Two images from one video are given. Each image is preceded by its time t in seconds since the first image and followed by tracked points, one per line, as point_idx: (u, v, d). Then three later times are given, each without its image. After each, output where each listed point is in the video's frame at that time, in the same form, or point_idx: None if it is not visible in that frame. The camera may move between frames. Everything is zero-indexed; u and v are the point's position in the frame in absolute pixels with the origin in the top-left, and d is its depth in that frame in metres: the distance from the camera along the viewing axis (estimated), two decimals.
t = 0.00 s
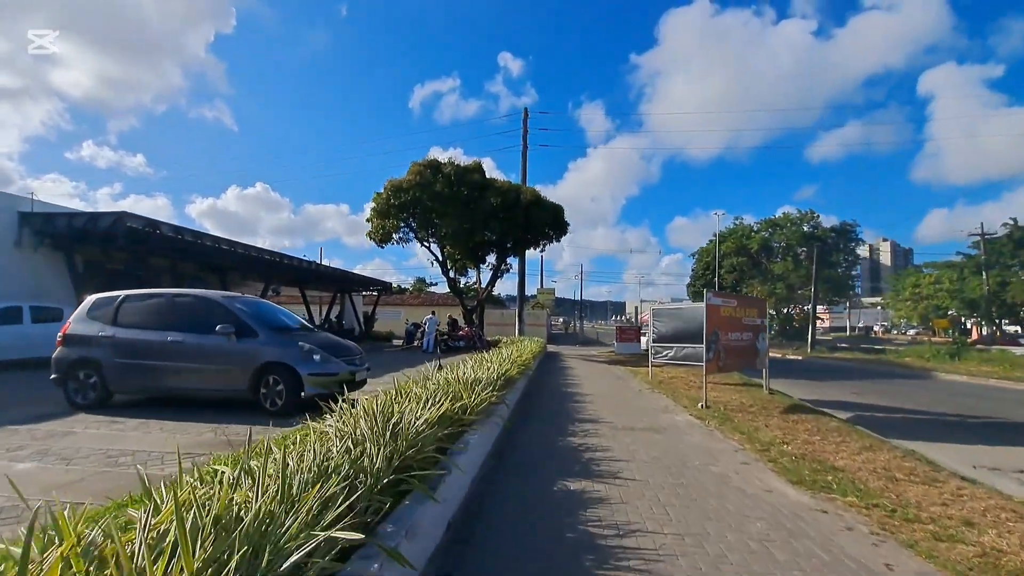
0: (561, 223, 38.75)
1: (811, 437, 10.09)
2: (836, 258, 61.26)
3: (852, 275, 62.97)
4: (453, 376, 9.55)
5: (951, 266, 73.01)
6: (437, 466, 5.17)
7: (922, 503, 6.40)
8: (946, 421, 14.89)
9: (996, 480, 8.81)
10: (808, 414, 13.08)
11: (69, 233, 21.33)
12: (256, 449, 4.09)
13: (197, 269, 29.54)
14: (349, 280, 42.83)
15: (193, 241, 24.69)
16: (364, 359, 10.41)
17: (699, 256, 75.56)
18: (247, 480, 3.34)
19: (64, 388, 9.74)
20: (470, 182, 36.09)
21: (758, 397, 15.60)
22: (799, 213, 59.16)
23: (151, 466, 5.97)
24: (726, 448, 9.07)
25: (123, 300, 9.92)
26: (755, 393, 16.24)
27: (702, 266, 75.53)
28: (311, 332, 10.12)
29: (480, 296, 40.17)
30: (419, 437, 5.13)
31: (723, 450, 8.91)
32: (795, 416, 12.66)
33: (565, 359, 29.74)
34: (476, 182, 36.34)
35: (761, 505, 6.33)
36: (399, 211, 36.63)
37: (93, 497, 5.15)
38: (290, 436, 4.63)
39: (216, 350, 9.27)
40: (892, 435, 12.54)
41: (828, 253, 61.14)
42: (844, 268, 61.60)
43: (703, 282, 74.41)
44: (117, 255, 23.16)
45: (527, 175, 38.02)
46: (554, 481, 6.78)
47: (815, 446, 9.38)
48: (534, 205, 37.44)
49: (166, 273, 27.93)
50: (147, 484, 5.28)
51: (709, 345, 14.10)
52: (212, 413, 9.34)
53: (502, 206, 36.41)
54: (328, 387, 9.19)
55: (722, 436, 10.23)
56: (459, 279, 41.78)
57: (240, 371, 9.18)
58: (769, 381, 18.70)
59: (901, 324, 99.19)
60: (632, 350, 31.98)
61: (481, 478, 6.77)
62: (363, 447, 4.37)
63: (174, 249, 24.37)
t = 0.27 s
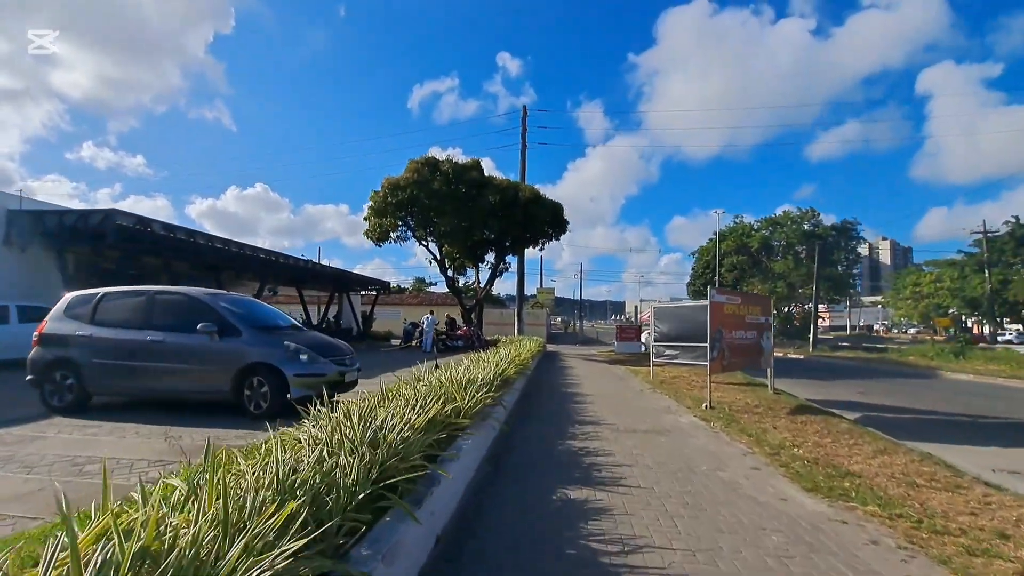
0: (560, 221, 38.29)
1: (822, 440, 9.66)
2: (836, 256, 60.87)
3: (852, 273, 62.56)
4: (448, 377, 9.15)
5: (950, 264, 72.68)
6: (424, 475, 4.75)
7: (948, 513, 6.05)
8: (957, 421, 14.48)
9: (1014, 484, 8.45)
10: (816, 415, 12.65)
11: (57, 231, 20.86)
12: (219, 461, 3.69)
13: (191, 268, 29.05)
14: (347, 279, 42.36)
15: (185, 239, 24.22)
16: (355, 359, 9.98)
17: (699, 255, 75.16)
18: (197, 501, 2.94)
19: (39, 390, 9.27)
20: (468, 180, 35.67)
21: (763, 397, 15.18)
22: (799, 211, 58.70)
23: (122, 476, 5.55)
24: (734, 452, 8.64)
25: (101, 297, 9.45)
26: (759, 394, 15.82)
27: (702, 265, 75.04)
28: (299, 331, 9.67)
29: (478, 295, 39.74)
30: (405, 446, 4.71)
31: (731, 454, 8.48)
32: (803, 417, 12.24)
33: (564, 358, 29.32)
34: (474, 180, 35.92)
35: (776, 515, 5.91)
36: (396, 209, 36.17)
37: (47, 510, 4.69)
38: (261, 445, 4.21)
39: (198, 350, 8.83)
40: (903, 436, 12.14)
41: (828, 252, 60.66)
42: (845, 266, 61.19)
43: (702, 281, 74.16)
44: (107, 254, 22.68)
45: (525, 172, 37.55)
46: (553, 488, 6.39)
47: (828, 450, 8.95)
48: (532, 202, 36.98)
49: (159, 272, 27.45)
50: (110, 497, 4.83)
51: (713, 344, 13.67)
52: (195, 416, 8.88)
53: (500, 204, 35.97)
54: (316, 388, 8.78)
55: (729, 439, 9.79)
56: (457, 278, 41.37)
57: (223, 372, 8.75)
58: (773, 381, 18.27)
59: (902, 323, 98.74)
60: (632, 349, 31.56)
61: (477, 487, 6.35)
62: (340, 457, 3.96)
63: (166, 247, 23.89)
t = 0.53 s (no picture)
0: (559, 219, 37.76)
1: (834, 445, 9.18)
2: (837, 253, 60.37)
3: (854, 271, 62.08)
4: (440, 379, 8.70)
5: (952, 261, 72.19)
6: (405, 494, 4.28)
7: (978, 529, 5.58)
8: (970, 423, 13.98)
9: None
10: (825, 417, 12.18)
11: (44, 231, 20.38)
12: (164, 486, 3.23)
13: (184, 268, 28.55)
14: (344, 279, 41.86)
15: (176, 238, 23.72)
16: (344, 362, 9.48)
17: (700, 253, 74.69)
18: (119, 541, 2.48)
19: (9, 397, 8.81)
20: (466, 177, 35.18)
21: (769, 398, 14.69)
22: (801, 208, 58.18)
23: (77, 495, 5.07)
24: (742, 459, 8.15)
25: (74, 299, 8.96)
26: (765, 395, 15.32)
27: (703, 263, 74.53)
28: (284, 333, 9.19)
29: (477, 295, 39.26)
30: (383, 460, 4.24)
31: (740, 461, 8.00)
32: (812, 419, 11.75)
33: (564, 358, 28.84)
34: (472, 178, 35.42)
35: (790, 530, 5.43)
36: (393, 207, 35.66)
37: None
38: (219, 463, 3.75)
39: (174, 354, 8.35)
40: (917, 438, 11.65)
41: (830, 249, 60.12)
42: (847, 264, 60.69)
43: (703, 280, 73.75)
44: (96, 254, 22.18)
45: (524, 170, 37.03)
46: (550, 503, 5.96)
47: (841, 456, 8.47)
48: (531, 200, 36.46)
49: (151, 272, 26.96)
50: (57, 520, 4.36)
51: (718, 343, 13.19)
52: (172, 424, 8.41)
53: (499, 202, 35.47)
54: (300, 394, 8.30)
55: (736, 444, 9.30)
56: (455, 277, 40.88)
57: (201, 377, 8.27)
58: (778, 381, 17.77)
59: (903, 321, 98.21)
60: (633, 349, 31.09)
61: (468, 502, 5.90)
62: (303, 478, 3.49)
63: (156, 247, 23.39)
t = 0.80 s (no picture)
0: (559, 217, 37.24)
1: (849, 450, 8.71)
2: (839, 252, 59.91)
3: (856, 270, 61.63)
4: (434, 381, 8.24)
5: (954, 261, 71.71)
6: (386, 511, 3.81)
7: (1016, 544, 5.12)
8: (985, 425, 13.51)
9: None
10: (835, 420, 11.73)
11: (31, 229, 19.92)
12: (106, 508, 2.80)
13: (178, 267, 28.06)
14: (342, 279, 41.37)
15: (166, 236, 23.23)
16: (333, 363, 9.02)
17: (701, 253, 74.26)
18: None
19: None
20: (464, 175, 34.71)
21: (777, 400, 14.22)
22: (802, 207, 57.70)
23: (29, 511, 4.62)
24: (753, 466, 7.68)
25: (47, 298, 8.50)
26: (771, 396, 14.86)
27: (704, 263, 74.06)
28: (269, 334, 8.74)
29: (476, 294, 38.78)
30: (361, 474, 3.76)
31: (751, 468, 7.53)
32: (823, 422, 11.28)
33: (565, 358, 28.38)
34: (471, 175, 34.95)
35: (810, 545, 4.98)
36: (391, 206, 35.18)
37: None
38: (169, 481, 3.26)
39: (151, 355, 7.89)
40: (932, 441, 11.18)
41: (832, 248, 59.64)
42: (849, 263, 60.24)
43: (704, 279, 73.35)
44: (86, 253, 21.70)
45: (523, 168, 36.57)
46: (550, 515, 5.54)
47: (858, 462, 8.00)
48: (531, 198, 35.97)
49: (144, 271, 26.45)
50: None
51: (724, 343, 12.73)
52: (149, 429, 7.95)
53: (498, 200, 34.99)
54: (285, 397, 7.84)
55: (746, 450, 8.83)
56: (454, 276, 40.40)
57: (180, 380, 7.81)
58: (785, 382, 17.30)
59: (905, 321, 97.75)
60: (634, 349, 30.62)
61: (461, 515, 5.46)
62: (263, 498, 3.00)
63: (147, 245, 22.90)
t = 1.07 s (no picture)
0: (559, 216, 36.72)
1: (866, 458, 8.26)
2: (839, 251, 59.52)
3: (857, 269, 61.24)
4: (427, 384, 7.78)
5: (954, 260, 71.35)
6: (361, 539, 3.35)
7: None
8: (999, 428, 13.07)
9: None
10: (847, 423, 11.27)
11: (17, 228, 19.39)
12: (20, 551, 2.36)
13: (171, 267, 27.52)
14: (338, 279, 40.84)
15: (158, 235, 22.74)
16: (321, 366, 8.55)
17: (700, 252, 73.83)
18: None
19: None
20: (462, 173, 34.21)
21: (784, 402, 13.76)
22: (803, 206, 57.22)
23: None
24: (766, 475, 7.23)
25: (17, 297, 8.00)
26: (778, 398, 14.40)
27: (704, 262, 73.53)
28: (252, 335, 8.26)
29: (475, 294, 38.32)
30: (332, 500, 3.29)
31: (764, 478, 7.07)
32: (835, 426, 10.82)
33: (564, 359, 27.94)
34: (469, 173, 34.45)
35: (838, 569, 4.52)
36: (387, 204, 34.66)
37: None
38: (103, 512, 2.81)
39: (125, 358, 7.41)
40: (948, 446, 10.74)
41: (832, 247, 59.20)
42: (849, 262, 59.85)
43: (704, 279, 72.95)
44: (74, 253, 21.15)
45: (522, 166, 36.07)
46: (550, 531, 5.15)
47: (877, 471, 7.54)
48: (530, 196, 35.46)
49: (136, 271, 25.89)
50: None
51: (731, 343, 12.27)
52: (124, 436, 7.47)
53: (496, 198, 34.48)
54: (268, 403, 7.38)
55: (757, 457, 8.37)
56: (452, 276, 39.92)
57: (156, 384, 7.33)
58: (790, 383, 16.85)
59: (905, 320, 97.39)
60: (634, 350, 30.18)
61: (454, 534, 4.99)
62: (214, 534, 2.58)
63: (138, 245, 22.37)
